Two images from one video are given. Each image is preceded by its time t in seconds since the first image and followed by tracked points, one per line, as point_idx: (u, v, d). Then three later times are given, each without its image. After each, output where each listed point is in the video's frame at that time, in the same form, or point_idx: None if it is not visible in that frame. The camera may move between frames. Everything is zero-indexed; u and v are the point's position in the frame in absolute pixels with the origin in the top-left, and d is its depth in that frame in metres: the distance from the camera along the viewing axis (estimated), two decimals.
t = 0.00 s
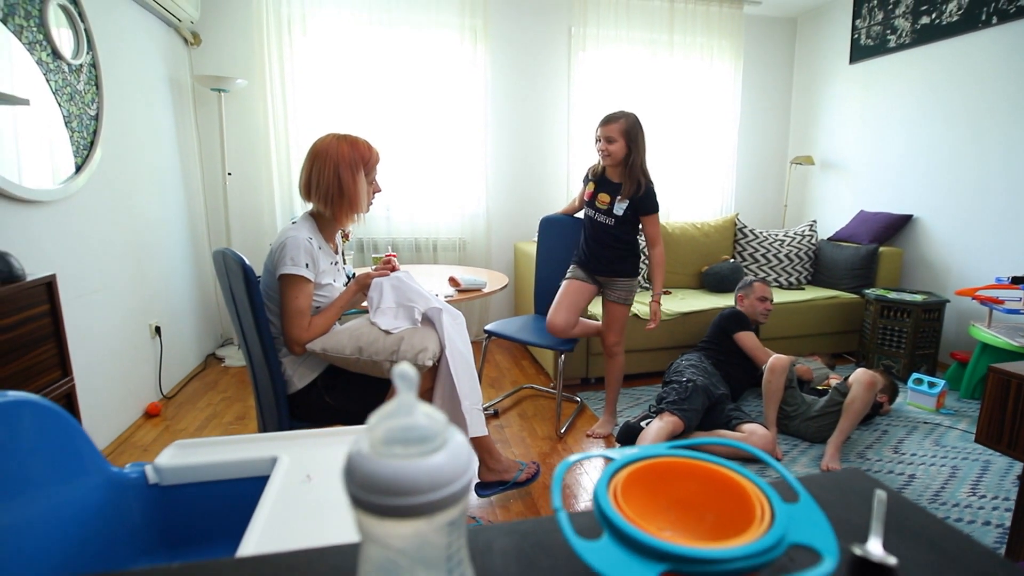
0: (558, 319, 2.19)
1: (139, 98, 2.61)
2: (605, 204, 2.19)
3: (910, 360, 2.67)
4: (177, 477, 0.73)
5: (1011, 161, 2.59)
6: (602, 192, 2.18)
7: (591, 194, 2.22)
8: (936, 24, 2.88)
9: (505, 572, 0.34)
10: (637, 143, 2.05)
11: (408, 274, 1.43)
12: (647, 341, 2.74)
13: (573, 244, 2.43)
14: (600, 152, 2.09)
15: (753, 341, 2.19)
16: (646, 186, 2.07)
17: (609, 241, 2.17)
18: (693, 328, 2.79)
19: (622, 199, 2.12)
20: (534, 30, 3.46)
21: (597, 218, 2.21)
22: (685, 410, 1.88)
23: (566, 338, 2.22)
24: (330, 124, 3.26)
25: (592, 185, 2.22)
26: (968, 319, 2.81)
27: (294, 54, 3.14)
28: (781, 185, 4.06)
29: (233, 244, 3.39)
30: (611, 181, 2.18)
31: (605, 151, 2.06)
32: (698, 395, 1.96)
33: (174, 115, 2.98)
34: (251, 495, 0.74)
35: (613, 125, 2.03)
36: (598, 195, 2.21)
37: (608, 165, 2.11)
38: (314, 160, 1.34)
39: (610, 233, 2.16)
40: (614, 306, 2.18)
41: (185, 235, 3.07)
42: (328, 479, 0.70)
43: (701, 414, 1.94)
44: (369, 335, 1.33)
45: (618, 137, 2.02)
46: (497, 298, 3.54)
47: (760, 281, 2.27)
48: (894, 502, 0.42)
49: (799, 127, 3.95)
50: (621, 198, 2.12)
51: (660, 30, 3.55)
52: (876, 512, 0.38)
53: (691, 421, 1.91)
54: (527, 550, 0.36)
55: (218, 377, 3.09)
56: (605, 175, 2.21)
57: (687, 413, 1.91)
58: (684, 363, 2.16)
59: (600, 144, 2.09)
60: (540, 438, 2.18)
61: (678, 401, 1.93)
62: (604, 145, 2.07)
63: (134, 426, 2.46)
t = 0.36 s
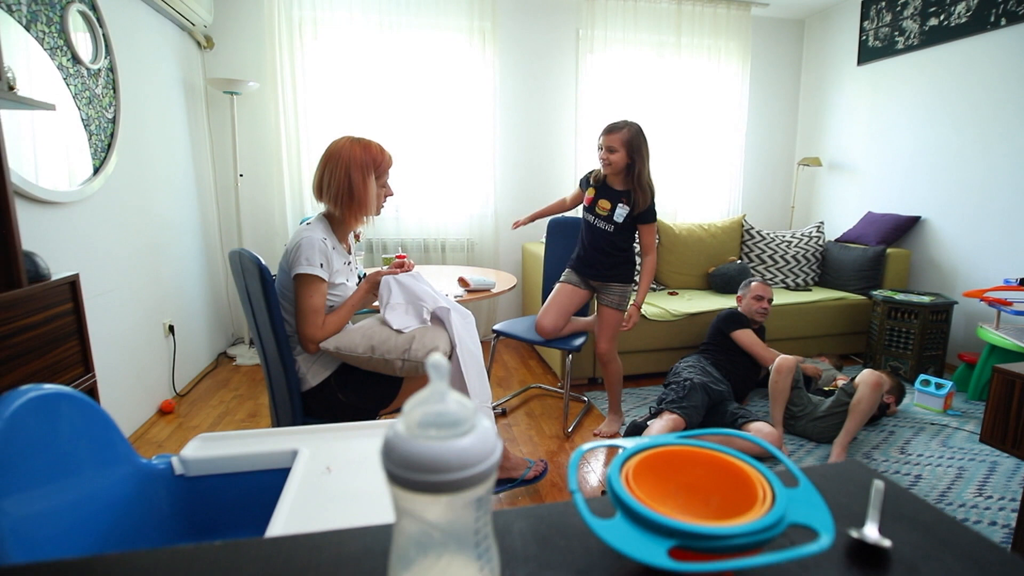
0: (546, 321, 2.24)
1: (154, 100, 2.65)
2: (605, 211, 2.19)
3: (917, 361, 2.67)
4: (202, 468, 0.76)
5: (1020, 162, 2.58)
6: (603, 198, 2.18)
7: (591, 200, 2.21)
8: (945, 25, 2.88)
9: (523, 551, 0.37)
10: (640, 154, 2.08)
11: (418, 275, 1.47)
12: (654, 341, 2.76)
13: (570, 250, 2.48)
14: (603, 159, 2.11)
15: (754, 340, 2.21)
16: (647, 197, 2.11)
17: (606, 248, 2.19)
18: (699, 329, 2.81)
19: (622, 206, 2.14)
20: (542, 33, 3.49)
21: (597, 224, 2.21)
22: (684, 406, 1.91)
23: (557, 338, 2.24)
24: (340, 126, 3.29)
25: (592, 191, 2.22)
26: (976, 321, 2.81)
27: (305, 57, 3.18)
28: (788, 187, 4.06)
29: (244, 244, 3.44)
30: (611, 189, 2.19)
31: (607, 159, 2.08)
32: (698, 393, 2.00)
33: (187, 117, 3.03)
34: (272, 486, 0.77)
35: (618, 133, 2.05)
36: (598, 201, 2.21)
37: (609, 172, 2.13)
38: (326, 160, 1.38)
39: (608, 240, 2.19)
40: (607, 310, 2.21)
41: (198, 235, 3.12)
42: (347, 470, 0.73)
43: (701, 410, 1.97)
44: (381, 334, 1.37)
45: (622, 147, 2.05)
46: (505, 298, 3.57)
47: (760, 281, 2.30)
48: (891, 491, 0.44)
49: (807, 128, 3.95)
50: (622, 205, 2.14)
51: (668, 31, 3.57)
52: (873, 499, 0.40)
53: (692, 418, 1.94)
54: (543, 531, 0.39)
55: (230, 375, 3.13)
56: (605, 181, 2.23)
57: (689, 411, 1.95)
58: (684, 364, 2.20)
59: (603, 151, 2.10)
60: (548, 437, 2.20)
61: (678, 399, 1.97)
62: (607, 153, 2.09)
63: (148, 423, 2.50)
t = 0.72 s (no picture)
0: (542, 327, 2.20)
1: (166, 105, 2.70)
2: (597, 227, 2.28)
3: (924, 360, 2.67)
4: (226, 464, 0.79)
5: None
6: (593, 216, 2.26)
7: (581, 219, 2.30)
8: (950, 24, 2.89)
9: (546, 537, 0.39)
10: (625, 172, 2.14)
11: (428, 274, 1.47)
12: (660, 341, 2.78)
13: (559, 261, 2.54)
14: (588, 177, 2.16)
15: (748, 336, 2.22)
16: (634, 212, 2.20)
17: (601, 262, 2.28)
18: (706, 329, 2.82)
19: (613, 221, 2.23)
20: (548, 35, 3.52)
21: (588, 241, 2.30)
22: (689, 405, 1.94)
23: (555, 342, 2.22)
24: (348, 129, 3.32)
25: (580, 210, 2.29)
26: (984, 319, 2.81)
27: (313, 61, 3.21)
28: (794, 187, 4.07)
29: (254, 246, 3.48)
30: (599, 206, 2.27)
31: (594, 175, 2.13)
32: (702, 391, 2.03)
33: (198, 122, 3.08)
34: (293, 482, 0.80)
35: (603, 152, 2.12)
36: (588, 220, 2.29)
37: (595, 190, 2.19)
38: (337, 159, 1.41)
39: (601, 253, 2.27)
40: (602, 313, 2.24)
41: (208, 238, 3.16)
42: (366, 465, 0.75)
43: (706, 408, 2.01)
44: (394, 333, 1.40)
45: (608, 165, 2.12)
46: (512, 298, 3.60)
47: (762, 281, 2.30)
48: (895, 481, 0.46)
49: (812, 127, 3.96)
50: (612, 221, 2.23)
51: (673, 33, 3.58)
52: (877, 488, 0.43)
53: (697, 417, 1.97)
54: (563, 519, 0.41)
55: (241, 376, 3.17)
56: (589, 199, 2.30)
57: (693, 409, 1.98)
58: (687, 365, 2.22)
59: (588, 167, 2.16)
60: (555, 436, 2.22)
61: (682, 398, 2.01)
62: (592, 170, 2.14)
63: (162, 424, 2.54)
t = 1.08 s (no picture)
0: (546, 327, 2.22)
1: (176, 108, 2.73)
2: (570, 259, 2.40)
3: (931, 360, 2.67)
4: (248, 461, 0.81)
5: None
6: (566, 250, 2.38)
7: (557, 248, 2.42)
8: (956, 24, 2.89)
9: (568, 527, 0.41)
10: (601, 215, 2.22)
11: (439, 279, 1.51)
12: (666, 341, 2.79)
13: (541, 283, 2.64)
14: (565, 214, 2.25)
15: (737, 336, 2.23)
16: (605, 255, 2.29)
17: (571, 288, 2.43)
18: (712, 329, 2.84)
19: (583, 258, 2.34)
20: (554, 36, 3.54)
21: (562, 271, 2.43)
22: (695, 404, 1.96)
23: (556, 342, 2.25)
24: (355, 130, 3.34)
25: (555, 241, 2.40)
26: (990, 319, 2.81)
27: (321, 63, 3.24)
28: (799, 187, 4.07)
29: (262, 248, 3.51)
30: (574, 240, 2.36)
31: (571, 215, 2.23)
32: (707, 391, 2.05)
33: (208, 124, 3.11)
34: (312, 478, 0.82)
35: (582, 194, 2.21)
36: (561, 251, 2.41)
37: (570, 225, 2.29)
38: (352, 161, 1.44)
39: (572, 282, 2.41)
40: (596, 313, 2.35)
41: (217, 239, 3.20)
42: (384, 462, 0.77)
43: (711, 407, 2.02)
44: (405, 335, 1.41)
45: (584, 207, 2.21)
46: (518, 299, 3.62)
47: (771, 282, 2.30)
48: (902, 475, 0.48)
49: (818, 128, 3.96)
50: (583, 257, 2.35)
51: (678, 34, 3.59)
52: (884, 481, 0.44)
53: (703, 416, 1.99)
54: (584, 511, 0.43)
55: (249, 377, 3.20)
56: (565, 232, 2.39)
57: (699, 408, 2.00)
58: (693, 364, 2.24)
59: (567, 205, 2.24)
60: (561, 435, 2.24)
61: (688, 398, 2.02)
62: (571, 208, 2.23)
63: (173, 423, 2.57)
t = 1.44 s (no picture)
0: (529, 327, 2.24)
1: (184, 113, 2.76)
2: (562, 260, 2.47)
3: (933, 364, 2.68)
4: (261, 462, 0.82)
5: None
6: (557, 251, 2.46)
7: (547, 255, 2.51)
8: (958, 30, 2.91)
9: (582, 525, 0.43)
10: (581, 208, 2.40)
11: (444, 282, 1.52)
12: (669, 344, 2.80)
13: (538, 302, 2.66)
14: (549, 214, 2.40)
15: (729, 341, 2.25)
16: (591, 243, 2.40)
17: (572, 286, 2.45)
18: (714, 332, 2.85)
19: (574, 254, 2.41)
20: (557, 42, 3.57)
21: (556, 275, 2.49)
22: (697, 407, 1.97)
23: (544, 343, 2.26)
24: (360, 134, 3.37)
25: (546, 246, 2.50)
26: (992, 323, 2.82)
27: (327, 68, 3.27)
28: (802, 191, 4.08)
29: (267, 251, 3.54)
30: (561, 242, 2.48)
31: (554, 213, 2.37)
32: (709, 394, 2.06)
33: (214, 128, 3.14)
34: (325, 479, 0.83)
35: (559, 191, 2.37)
36: (553, 254, 2.50)
37: (556, 225, 2.42)
38: (360, 166, 1.46)
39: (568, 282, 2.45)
40: (589, 314, 2.35)
41: (223, 242, 3.22)
42: (396, 463, 0.78)
43: (713, 410, 2.04)
44: (411, 338, 1.43)
45: (564, 202, 2.36)
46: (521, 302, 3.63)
47: (773, 286, 2.32)
48: (905, 476, 0.49)
49: (820, 132, 3.97)
50: (574, 253, 2.42)
51: (681, 39, 3.62)
52: (886, 481, 0.46)
53: (705, 419, 2.00)
54: (597, 509, 0.45)
55: (254, 379, 3.21)
56: (553, 236, 2.53)
57: (700, 411, 2.01)
58: (695, 368, 2.24)
59: (548, 207, 2.40)
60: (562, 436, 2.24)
61: (689, 401, 2.03)
62: (552, 207, 2.38)
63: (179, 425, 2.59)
